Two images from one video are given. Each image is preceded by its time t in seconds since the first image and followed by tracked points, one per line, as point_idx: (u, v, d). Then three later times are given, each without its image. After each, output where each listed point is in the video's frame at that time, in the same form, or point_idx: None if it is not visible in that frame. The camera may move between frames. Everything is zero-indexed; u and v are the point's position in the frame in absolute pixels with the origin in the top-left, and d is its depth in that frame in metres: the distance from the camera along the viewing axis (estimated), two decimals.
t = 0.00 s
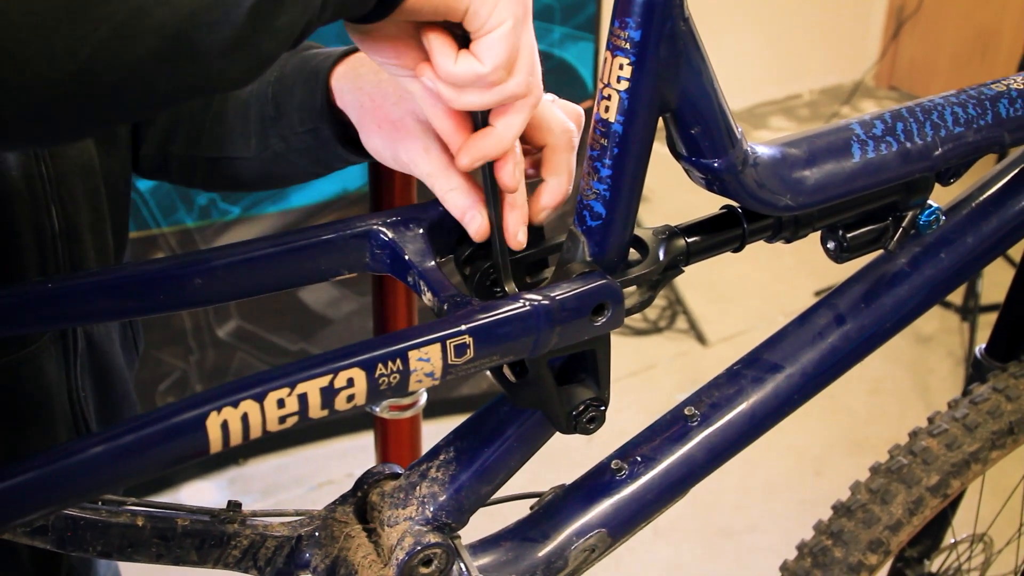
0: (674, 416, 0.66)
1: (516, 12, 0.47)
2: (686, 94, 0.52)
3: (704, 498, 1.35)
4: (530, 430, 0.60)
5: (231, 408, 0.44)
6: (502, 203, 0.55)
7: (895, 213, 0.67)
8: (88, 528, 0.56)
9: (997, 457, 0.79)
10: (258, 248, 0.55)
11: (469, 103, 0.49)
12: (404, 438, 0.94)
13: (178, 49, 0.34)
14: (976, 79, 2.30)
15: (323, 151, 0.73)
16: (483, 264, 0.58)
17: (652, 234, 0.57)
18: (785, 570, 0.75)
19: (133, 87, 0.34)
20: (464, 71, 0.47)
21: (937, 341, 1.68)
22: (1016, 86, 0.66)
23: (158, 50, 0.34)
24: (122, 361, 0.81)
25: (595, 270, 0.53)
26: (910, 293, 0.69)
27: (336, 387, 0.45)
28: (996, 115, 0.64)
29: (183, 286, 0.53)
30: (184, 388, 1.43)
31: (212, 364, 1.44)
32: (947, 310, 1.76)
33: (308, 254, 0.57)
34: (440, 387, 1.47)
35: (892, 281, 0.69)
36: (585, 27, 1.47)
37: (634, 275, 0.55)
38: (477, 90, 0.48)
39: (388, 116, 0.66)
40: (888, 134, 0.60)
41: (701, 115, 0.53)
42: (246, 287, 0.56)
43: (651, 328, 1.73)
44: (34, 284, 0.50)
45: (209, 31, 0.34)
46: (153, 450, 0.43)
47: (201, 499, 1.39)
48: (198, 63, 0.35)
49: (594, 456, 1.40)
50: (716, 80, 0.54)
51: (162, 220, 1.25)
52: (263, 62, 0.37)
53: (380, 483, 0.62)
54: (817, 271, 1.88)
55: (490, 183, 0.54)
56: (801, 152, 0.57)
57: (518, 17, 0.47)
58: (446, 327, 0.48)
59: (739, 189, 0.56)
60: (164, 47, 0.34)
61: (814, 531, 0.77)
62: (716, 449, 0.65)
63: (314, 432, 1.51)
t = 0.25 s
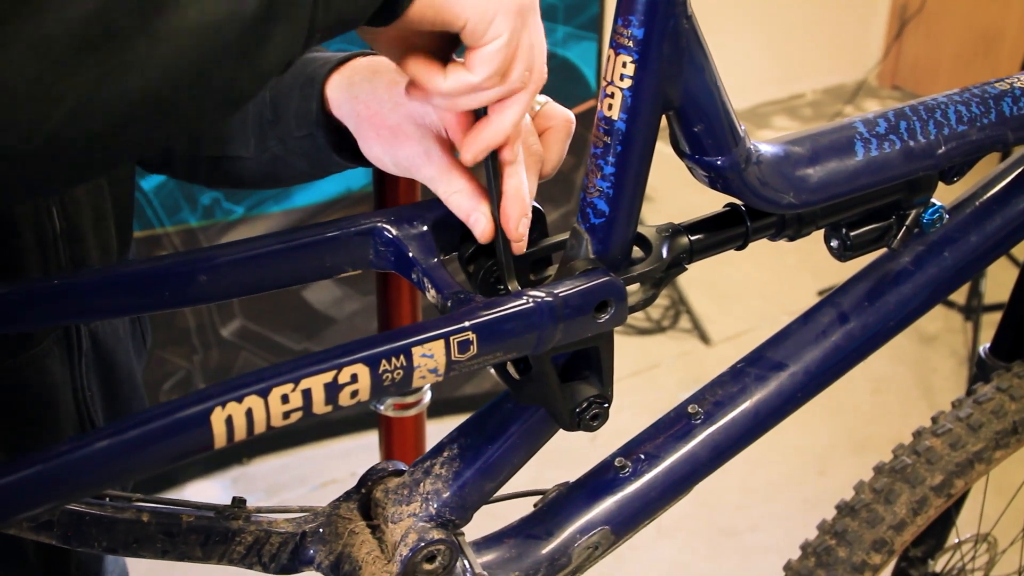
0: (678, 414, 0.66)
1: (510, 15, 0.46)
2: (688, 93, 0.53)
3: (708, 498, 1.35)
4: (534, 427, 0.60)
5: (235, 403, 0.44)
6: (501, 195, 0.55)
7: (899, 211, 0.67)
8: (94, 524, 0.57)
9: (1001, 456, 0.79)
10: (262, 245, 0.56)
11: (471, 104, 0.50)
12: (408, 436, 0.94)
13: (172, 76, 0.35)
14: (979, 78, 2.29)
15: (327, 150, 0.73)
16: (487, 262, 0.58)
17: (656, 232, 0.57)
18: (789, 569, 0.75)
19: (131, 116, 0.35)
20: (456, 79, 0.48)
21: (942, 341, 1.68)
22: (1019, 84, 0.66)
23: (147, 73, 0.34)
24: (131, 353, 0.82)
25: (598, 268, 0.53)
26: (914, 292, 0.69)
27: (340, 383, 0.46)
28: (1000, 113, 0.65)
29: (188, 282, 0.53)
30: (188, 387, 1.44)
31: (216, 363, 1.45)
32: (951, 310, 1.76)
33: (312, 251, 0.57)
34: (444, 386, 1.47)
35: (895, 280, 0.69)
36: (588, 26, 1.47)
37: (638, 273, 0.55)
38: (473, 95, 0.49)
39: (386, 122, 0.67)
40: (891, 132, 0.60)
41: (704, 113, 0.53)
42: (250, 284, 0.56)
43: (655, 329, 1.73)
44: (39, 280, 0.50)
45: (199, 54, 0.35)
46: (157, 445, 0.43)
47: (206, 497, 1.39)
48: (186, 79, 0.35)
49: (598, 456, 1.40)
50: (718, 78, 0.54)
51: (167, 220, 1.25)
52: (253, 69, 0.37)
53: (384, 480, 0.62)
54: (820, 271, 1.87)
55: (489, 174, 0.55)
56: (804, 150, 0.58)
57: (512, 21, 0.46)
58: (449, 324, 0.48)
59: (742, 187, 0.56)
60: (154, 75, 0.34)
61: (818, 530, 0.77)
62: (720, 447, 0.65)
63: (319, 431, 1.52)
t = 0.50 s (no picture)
0: (681, 412, 0.66)
1: (481, 104, 0.40)
2: (692, 92, 0.53)
3: (711, 496, 1.36)
4: (538, 426, 0.60)
5: (243, 402, 0.44)
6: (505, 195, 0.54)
7: (902, 210, 0.67)
8: (101, 522, 0.57)
9: (1003, 454, 0.80)
10: (268, 244, 0.56)
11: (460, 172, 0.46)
12: (412, 433, 0.95)
13: (73, 229, 0.30)
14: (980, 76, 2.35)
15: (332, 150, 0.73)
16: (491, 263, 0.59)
17: (660, 230, 0.58)
18: (792, 566, 0.76)
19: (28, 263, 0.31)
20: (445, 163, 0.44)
21: (944, 340, 1.68)
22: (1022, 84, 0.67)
23: (45, 234, 0.30)
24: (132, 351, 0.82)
25: (602, 267, 0.53)
26: (916, 290, 0.69)
27: (347, 382, 0.46)
28: (1003, 112, 0.65)
29: (193, 282, 0.54)
30: (192, 385, 1.44)
31: (220, 361, 1.45)
32: (953, 309, 1.76)
33: (318, 250, 0.57)
34: (447, 384, 1.48)
35: (898, 278, 0.69)
36: (592, 26, 1.46)
37: (642, 272, 0.55)
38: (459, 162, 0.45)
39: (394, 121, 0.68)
40: (895, 131, 0.60)
41: (708, 113, 0.54)
42: (256, 284, 0.56)
43: (657, 327, 1.73)
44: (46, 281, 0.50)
45: (101, 212, 0.30)
46: (165, 444, 0.43)
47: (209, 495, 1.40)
48: (88, 232, 0.31)
49: (601, 454, 1.40)
50: (723, 78, 0.54)
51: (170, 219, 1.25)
52: (169, 207, 0.32)
53: (389, 478, 0.62)
54: (823, 269, 1.88)
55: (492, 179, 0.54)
56: (808, 149, 0.58)
57: (484, 111, 0.40)
58: (455, 323, 0.48)
59: (747, 187, 0.56)
60: (51, 235, 0.30)
61: (820, 527, 0.77)
62: (723, 445, 0.65)
63: (322, 430, 1.52)
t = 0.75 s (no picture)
0: (684, 410, 0.66)
1: (496, 126, 0.43)
2: (696, 92, 0.53)
3: (712, 496, 1.36)
4: (542, 423, 0.61)
5: (249, 398, 0.44)
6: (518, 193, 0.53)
7: (904, 209, 0.67)
8: (106, 519, 0.57)
9: (1004, 453, 0.80)
10: (273, 241, 0.56)
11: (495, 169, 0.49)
12: (415, 432, 0.95)
13: (95, 297, 0.34)
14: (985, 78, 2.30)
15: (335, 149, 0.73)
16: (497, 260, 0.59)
17: (663, 229, 0.58)
18: (793, 564, 0.76)
19: (58, 330, 0.34)
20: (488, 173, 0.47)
21: (945, 340, 1.68)
22: None
23: (72, 302, 0.33)
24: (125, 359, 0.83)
25: (607, 265, 0.53)
26: (918, 290, 0.69)
27: (352, 379, 0.46)
28: (1004, 112, 0.65)
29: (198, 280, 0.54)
30: (194, 385, 1.44)
31: (222, 361, 1.45)
32: (954, 309, 1.77)
33: (322, 248, 0.57)
34: (449, 384, 1.48)
35: (900, 277, 0.69)
36: (593, 26, 1.47)
37: (646, 270, 0.55)
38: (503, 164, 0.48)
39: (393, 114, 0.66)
40: (897, 131, 0.60)
41: (711, 112, 0.54)
42: (261, 282, 0.56)
43: (658, 327, 1.74)
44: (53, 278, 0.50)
45: (121, 279, 0.34)
46: (173, 439, 0.43)
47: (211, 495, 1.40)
48: (107, 300, 0.34)
49: (602, 454, 1.40)
50: (726, 77, 0.55)
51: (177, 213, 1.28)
52: (184, 276, 0.36)
53: (393, 475, 0.63)
54: (824, 270, 1.88)
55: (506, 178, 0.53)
56: (811, 148, 0.58)
57: (502, 129, 0.44)
58: (460, 320, 0.48)
59: (750, 185, 0.56)
60: (78, 303, 0.34)
61: (822, 526, 0.77)
62: (726, 443, 0.65)
63: (324, 430, 1.52)
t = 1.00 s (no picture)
0: (684, 408, 0.66)
1: (501, 125, 0.43)
2: (695, 90, 0.53)
3: (713, 494, 1.36)
4: (543, 422, 0.61)
5: (250, 398, 0.45)
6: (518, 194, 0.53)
7: (903, 206, 0.67)
8: (108, 519, 0.58)
9: (1004, 450, 0.80)
10: (273, 241, 0.56)
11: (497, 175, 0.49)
12: (417, 432, 0.95)
13: (104, 318, 0.33)
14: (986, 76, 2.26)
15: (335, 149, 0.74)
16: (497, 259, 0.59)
17: (662, 228, 0.58)
18: (794, 562, 0.76)
19: (65, 351, 0.33)
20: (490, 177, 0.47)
21: (946, 338, 1.68)
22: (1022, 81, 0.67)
23: (80, 323, 0.33)
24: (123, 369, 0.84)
25: (606, 263, 0.53)
26: (917, 287, 0.69)
27: (353, 378, 0.46)
28: (1003, 109, 0.65)
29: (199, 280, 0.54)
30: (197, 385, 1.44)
31: (224, 361, 1.46)
32: (955, 306, 1.77)
33: (323, 248, 0.57)
34: (451, 384, 1.48)
35: (899, 274, 0.69)
36: (593, 25, 1.47)
37: (645, 268, 0.56)
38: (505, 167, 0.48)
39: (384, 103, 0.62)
40: (895, 128, 0.61)
41: (710, 110, 0.54)
42: (262, 281, 0.57)
43: (660, 326, 1.74)
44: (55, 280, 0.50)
45: (130, 299, 0.33)
46: (175, 438, 0.44)
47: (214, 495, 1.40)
48: (116, 320, 0.34)
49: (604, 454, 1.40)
50: (724, 75, 0.55)
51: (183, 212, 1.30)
52: (192, 293, 0.35)
53: (394, 474, 0.63)
54: (825, 268, 1.88)
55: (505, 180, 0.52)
56: (809, 146, 0.58)
57: (507, 129, 0.44)
58: (460, 319, 0.48)
59: (749, 183, 0.56)
60: (87, 325, 0.33)
61: (823, 523, 0.77)
62: (726, 441, 0.65)
63: (326, 430, 1.52)
